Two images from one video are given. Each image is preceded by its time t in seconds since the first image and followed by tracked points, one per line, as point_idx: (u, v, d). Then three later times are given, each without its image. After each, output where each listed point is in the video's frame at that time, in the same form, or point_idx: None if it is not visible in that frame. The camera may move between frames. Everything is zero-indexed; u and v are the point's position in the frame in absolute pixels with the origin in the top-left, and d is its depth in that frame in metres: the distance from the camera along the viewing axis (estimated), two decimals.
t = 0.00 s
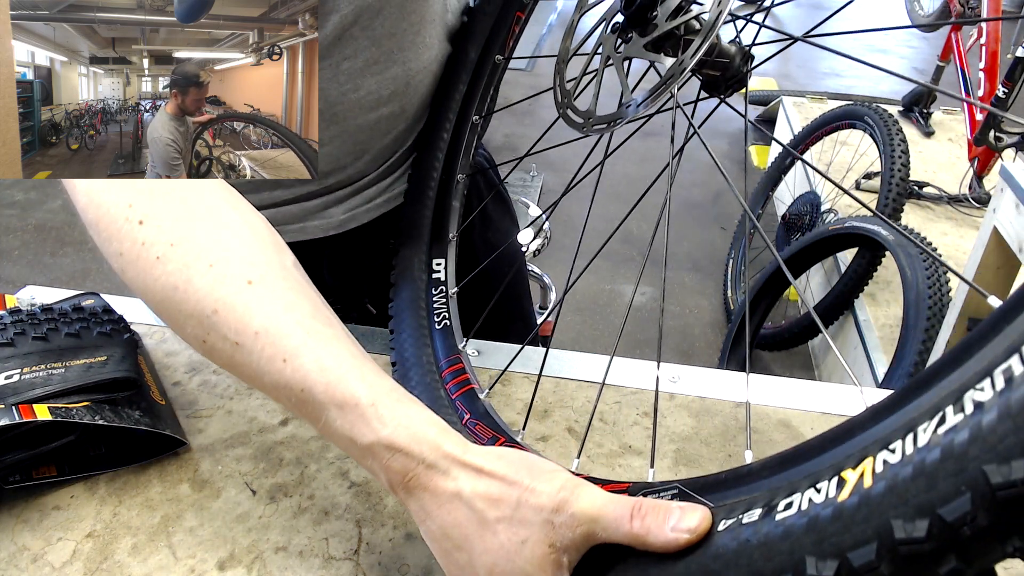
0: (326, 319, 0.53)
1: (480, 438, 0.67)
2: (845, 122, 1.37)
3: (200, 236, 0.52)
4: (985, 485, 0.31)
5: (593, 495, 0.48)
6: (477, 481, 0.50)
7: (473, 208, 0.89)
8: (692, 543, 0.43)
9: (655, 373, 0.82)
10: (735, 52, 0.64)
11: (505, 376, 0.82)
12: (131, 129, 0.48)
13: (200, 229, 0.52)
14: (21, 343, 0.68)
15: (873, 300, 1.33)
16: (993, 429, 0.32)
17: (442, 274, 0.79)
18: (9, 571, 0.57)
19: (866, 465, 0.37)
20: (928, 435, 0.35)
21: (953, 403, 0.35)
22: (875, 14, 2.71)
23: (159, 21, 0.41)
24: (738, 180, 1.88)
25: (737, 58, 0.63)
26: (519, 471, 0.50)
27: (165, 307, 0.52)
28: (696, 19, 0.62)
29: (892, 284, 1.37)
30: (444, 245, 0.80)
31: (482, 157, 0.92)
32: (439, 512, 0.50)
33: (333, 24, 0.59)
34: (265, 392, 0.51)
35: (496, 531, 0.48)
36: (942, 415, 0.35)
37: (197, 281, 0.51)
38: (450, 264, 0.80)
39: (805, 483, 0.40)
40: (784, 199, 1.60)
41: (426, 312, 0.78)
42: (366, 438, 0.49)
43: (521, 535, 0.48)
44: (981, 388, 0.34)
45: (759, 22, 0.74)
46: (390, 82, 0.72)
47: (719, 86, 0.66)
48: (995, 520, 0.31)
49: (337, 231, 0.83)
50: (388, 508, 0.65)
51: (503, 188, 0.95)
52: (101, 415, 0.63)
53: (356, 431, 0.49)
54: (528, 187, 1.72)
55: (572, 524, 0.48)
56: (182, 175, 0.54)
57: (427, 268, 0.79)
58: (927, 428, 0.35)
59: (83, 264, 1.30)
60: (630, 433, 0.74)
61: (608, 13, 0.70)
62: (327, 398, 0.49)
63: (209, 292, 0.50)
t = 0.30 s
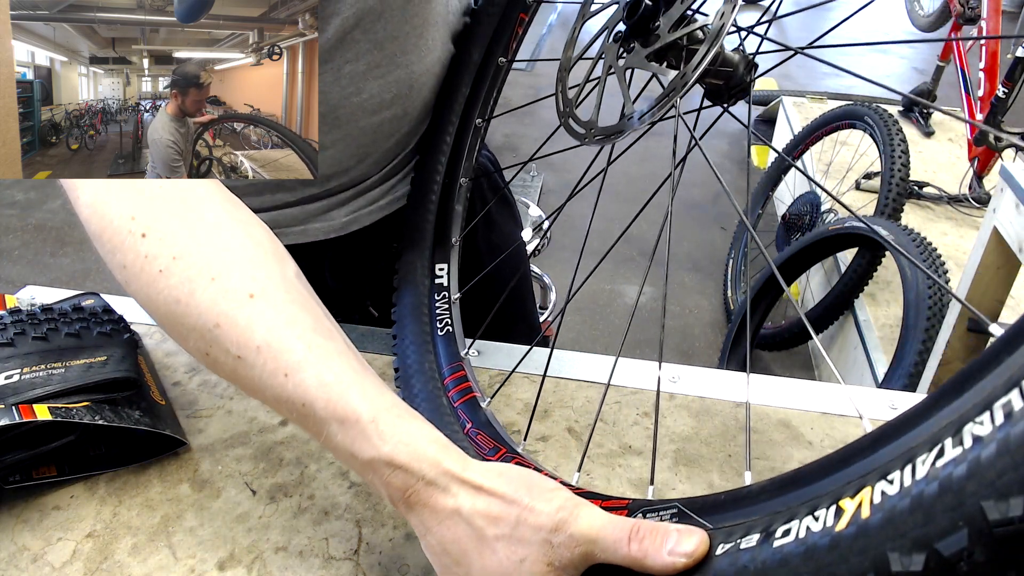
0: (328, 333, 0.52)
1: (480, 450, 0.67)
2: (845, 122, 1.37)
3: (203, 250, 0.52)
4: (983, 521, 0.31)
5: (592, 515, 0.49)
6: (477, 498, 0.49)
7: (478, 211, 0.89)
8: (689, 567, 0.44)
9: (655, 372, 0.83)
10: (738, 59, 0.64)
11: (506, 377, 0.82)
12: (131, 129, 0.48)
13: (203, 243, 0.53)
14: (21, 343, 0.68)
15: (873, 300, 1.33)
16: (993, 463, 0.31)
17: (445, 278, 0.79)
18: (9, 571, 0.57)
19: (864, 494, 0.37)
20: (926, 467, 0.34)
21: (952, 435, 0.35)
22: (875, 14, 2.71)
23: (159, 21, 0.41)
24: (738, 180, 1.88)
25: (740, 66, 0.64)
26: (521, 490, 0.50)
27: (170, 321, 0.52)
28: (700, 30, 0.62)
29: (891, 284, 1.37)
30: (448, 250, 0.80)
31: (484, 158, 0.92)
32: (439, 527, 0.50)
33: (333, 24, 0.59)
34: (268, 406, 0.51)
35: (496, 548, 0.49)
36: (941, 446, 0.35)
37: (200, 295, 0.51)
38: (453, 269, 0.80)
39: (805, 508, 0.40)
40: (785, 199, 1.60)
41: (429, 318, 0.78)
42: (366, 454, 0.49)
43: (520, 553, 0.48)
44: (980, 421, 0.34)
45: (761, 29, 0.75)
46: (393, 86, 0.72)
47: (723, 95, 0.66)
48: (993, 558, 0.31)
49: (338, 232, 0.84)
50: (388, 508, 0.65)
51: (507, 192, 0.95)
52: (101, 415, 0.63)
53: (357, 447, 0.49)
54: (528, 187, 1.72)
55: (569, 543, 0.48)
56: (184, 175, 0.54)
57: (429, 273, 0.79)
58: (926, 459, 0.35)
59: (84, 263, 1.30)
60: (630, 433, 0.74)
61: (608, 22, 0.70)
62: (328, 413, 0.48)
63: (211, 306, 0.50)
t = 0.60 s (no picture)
0: (325, 338, 0.52)
1: (480, 454, 0.67)
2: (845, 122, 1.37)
3: (201, 255, 0.53)
4: (978, 534, 0.31)
5: (587, 522, 0.49)
6: (472, 504, 0.49)
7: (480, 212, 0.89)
8: None
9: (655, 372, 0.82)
10: (739, 62, 0.64)
11: (506, 377, 0.82)
12: (131, 129, 0.48)
13: (202, 248, 0.53)
14: (21, 343, 0.67)
15: (873, 300, 1.33)
16: (989, 476, 0.32)
17: (446, 280, 0.79)
18: (9, 571, 0.57)
19: (860, 505, 0.38)
20: (921, 479, 0.35)
21: (949, 447, 0.35)
22: (874, 15, 2.71)
23: (159, 21, 0.41)
24: (739, 181, 1.87)
25: (740, 68, 0.64)
26: (516, 497, 0.50)
27: (169, 326, 0.53)
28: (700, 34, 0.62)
29: (891, 284, 1.37)
30: (449, 251, 0.80)
31: (486, 158, 0.91)
32: (435, 533, 0.50)
33: (334, 25, 0.59)
34: (265, 411, 0.51)
35: (491, 554, 0.48)
36: (937, 458, 0.35)
37: (198, 300, 0.51)
38: (454, 271, 0.80)
39: (801, 517, 0.41)
40: (785, 199, 1.60)
41: (429, 319, 0.78)
42: (361, 459, 0.49)
43: (515, 560, 0.48)
44: (976, 434, 0.34)
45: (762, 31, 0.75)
46: (395, 86, 0.72)
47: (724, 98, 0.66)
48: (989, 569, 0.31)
49: (339, 232, 0.85)
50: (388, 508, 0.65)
51: (508, 192, 0.95)
52: (101, 415, 0.63)
53: (353, 452, 0.49)
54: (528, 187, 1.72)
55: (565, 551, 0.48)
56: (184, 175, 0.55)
57: (430, 274, 0.79)
58: (921, 472, 0.35)
59: (84, 264, 1.31)
60: (629, 433, 0.74)
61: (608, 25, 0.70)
62: (323, 419, 0.49)
63: (209, 310, 0.51)
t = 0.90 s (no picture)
0: (322, 339, 0.52)
1: (478, 455, 0.67)
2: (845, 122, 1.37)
3: (199, 255, 0.53)
4: (965, 545, 0.32)
5: (578, 527, 0.49)
6: (466, 506, 0.49)
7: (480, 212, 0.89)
8: None
9: (655, 372, 0.82)
10: (738, 61, 0.64)
11: (506, 377, 0.82)
12: (131, 129, 0.48)
13: (200, 248, 0.53)
14: (21, 343, 0.68)
15: (873, 300, 1.33)
16: (976, 486, 0.32)
17: (446, 280, 0.79)
18: (9, 571, 0.57)
19: (847, 514, 0.38)
20: (909, 489, 0.35)
21: (937, 456, 0.35)
22: (874, 15, 2.71)
23: (159, 22, 0.41)
24: (739, 180, 1.87)
25: (739, 67, 0.64)
26: (510, 500, 0.50)
27: (166, 325, 0.53)
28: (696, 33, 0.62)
29: (892, 284, 1.37)
30: (449, 250, 0.80)
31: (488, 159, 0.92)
32: (428, 534, 0.50)
33: (333, 26, 0.59)
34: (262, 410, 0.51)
35: (483, 556, 0.49)
36: (925, 467, 0.35)
37: (195, 299, 0.51)
38: (454, 271, 0.80)
39: (790, 524, 0.41)
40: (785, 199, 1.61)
41: (429, 321, 0.78)
42: (357, 460, 0.49)
43: (506, 563, 0.48)
44: (965, 443, 0.34)
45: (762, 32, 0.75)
46: (395, 87, 0.72)
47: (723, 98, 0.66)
48: None
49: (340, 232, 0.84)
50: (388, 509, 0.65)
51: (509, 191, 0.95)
52: (101, 415, 0.63)
53: (348, 453, 0.49)
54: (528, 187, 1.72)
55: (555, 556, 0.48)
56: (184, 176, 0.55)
57: (430, 275, 0.79)
58: (909, 480, 0.36)
59: (84, 263, 1.31)
60: (629, 433, 0.74)
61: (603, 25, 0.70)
62: (319, 420, 0.49)
63: (207, 310, 0.51)
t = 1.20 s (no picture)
0: (314, 343, 0.52)
1: (475, 459, 0.67)
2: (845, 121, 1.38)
3: (193, 257, 0.53)
4: (945, 565, 0.32)
5: (563, 537, 0.49)
6: (454, 514, 0.50)
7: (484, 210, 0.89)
8: None
9: (655, 372, 0.82)
10: (737, 61, 0.64)
11: (506, 377, 0.82)
12: (131, 129, 0.48)
13: (193, 250, 0.53)
14: (21, 343, 0.68)
15: (873, 300, 1.33)
16: (958, 507, 0.32)
17: (448, 280, 0.79)
18: (9, 571, 0.57)
19: (830, 531, 0.38)
20: (893, 507, 0.35)
21: (920, 474, 0.35)
22: (874, 14, 2.71)
23: (159, 21, 0.41)
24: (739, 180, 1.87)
25: (739, 66, 0.64)
26: (498, 507, 0.51)
27: (160, 326, 0.53)
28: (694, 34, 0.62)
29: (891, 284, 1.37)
30: (452, 250, 0.80)
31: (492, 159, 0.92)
32: (415, 540, 0.50)
33: (333, 26, 0.59)
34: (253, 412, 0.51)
35: (468, 564, 0.49)
36: (909, 485, 0.35)
37: (188, 302, 0.51)
38: (456, 271, 0.80)
39: (775, 537, 0.42)
40: (785, 199, 1.61)
41: (429, 321, 0.78)
42: (345, 466, 0.49)
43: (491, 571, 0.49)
44: (949, 461, 0.34)
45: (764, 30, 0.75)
46: (399, 87, 0.72)
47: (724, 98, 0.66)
48: None
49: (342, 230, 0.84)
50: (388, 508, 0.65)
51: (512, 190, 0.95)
52: (101, 415, 0.63)
53: (337, 458, 0.49)
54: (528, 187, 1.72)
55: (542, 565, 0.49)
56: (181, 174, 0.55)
57: (432, 274, 0.79)
58: (893, 498, 0.36)
59: (83, 263, 1.31)
60: (629, 433, 0.74)
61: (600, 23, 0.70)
62: (309, 424, 0.49)
63: (200, 313, 0.51)
